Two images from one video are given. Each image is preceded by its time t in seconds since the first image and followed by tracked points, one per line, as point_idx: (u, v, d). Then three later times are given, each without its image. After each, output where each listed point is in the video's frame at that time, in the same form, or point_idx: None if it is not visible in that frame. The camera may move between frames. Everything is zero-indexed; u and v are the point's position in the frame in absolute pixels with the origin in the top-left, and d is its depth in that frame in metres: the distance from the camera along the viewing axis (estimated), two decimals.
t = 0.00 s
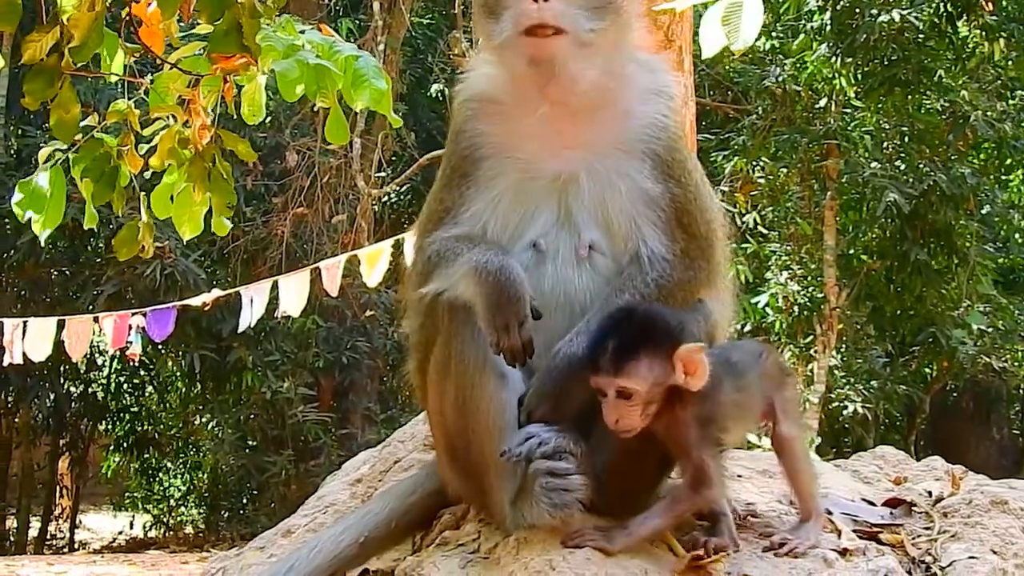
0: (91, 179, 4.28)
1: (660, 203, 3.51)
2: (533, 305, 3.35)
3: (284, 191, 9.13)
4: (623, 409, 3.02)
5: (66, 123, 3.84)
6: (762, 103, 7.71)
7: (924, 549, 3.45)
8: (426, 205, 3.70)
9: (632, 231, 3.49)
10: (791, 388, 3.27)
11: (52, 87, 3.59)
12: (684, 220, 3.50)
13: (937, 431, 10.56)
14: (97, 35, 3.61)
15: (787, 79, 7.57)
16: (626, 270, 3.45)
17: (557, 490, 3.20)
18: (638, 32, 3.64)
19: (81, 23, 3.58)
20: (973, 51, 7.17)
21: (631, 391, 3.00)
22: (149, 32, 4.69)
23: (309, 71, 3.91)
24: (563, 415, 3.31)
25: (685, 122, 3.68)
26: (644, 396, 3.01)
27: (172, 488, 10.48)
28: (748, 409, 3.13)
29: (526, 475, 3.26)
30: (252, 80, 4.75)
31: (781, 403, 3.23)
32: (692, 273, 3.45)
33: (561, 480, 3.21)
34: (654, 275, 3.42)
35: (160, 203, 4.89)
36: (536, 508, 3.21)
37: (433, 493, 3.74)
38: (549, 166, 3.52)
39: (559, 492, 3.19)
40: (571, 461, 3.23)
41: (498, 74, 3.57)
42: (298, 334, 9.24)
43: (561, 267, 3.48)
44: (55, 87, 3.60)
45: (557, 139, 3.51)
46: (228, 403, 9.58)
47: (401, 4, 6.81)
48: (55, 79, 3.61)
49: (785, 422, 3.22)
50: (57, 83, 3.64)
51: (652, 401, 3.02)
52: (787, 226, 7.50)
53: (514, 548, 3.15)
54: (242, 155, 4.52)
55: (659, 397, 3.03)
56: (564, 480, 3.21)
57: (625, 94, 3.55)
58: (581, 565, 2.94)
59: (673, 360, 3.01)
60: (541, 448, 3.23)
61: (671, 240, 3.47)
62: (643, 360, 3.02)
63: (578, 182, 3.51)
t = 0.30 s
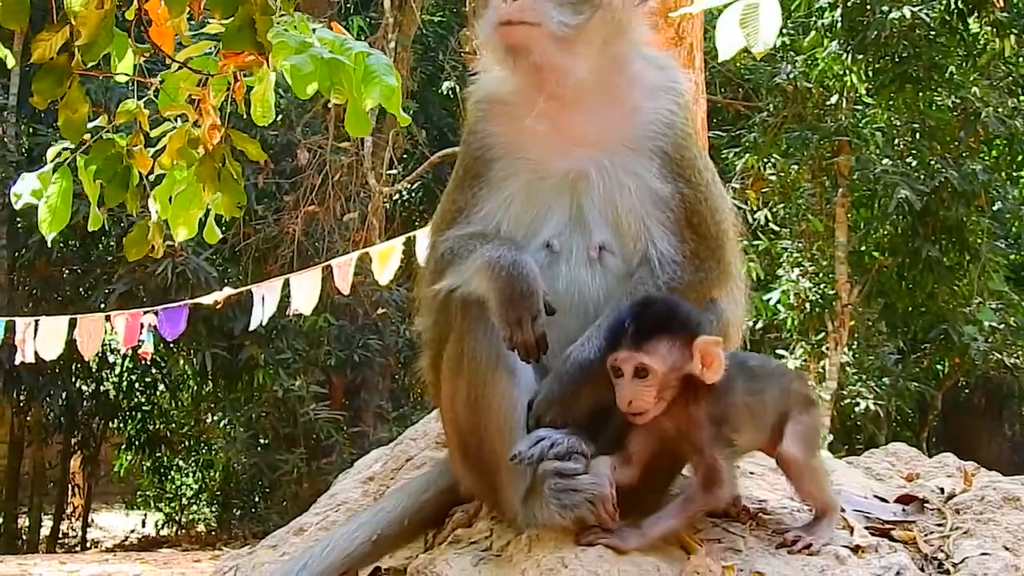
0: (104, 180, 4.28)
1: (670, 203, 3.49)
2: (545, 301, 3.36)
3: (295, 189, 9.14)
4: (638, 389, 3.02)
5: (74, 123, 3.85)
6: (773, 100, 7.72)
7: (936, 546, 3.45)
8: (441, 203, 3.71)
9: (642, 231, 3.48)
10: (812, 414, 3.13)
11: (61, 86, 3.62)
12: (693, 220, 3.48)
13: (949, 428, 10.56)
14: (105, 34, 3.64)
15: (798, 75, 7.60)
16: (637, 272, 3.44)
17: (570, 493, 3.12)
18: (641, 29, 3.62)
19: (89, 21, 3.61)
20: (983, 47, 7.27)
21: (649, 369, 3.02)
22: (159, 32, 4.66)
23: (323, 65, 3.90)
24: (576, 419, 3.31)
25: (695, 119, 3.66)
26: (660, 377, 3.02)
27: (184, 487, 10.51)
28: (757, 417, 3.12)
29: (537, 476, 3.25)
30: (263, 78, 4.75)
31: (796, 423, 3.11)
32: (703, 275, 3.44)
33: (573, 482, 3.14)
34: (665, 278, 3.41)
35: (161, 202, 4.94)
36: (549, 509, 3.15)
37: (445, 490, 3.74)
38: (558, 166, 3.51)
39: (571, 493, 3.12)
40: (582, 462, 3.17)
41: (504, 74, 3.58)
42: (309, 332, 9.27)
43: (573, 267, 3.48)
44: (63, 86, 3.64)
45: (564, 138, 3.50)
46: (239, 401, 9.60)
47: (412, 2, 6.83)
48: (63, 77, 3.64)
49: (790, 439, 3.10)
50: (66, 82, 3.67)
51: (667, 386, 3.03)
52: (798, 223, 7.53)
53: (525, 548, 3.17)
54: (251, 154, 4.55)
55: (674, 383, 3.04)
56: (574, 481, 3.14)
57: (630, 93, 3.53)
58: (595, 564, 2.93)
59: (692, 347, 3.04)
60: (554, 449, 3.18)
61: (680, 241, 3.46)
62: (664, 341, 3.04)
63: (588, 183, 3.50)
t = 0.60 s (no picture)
0: (111, 179, 4.25)
1: (681, 204, 3.46)
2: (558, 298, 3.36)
3: (304, 188, 9.11)
4: (641, 388, 2.98)
5: (83, 123, 3.87)
6: (781, 98, 7.67)
7: (948, 543, 3.44)
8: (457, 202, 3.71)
9: (654, 232, 3.46)
10: (811, 419, 3.09)
11: (69, 86, 3.61)
12: (705, 222, 3.46)
13: (958, 427, 10.55)
14: (114, 34, 3.63)
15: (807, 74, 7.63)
16: (649, 275, 3.42)
17: (583, 492, 3.12)
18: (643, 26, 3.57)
19: (97, 20, 3.60)
20: (993, 45, 7.32)
21: (653, 367, 2.98)
22: (166, 32, 4.67)
23: (325, 72, 3.90)
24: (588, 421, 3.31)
25: (707, 117, 3.62)
26: (663, 377, 2.99)
27: (193, 486, 10.55)
28: (754, 424, 3.08)
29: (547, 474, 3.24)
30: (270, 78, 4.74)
31: (796, 432, 3.08)
32: (715, 277, 3.43)
33: (587, 481, 3.13)
34: (678, 280, 3.38)
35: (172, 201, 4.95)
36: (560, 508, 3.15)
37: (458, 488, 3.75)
38: (569, 168, 3.50)
39: (583, 492, 3.12)
40: (594, 462, 3.17)
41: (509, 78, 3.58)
42: (318, 331, 9.28)
43: (586, 268, 3.48)
44: (71, 86, 3.62)
45: (573, 142, 3.50)
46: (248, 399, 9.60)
47: None
48: (72, 78, 3.63)
49: (795, 449, 3.08)
50: (74, 82, 3.66)
51: (669, 386, 3.00)
52: (806, 221, 7.51)
53: (537, 545, 3.18)
54: (260, 155, 4.52)
55: (676, 383, 3.01)
56: (586, 480, 3.14)
57: (637, 93, 3.50)
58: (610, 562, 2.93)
59: (697, 350, 3.01)
60: (567, 449, 3.18)
61: (692, 243, 3.44)
62: (668, 341, 3.01)
63: (599, 183, 3.48)
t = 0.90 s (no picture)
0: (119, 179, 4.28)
1: (689, 204, 3.39)
2: (567, 298, 3.33)
3: (313, 187, 9.13)
4: (656, 395, 2.88)
5: (90, 122, 3.86)
6: (790, 97, 7.66)
7: (958, 543, 3.44)
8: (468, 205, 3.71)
9: (662, 233, 3.40)
10: (817, 414, 3.10)
11: (77, 84, 3.62)
12: (714, 221, 3.38)
13: (968, 426, 10.55)
14: (122, 33, 3.63)
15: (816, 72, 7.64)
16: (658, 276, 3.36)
17: (593, 493, 3.11)
18: (646, 28, 3.54)
19: (107, 20, 3.60)
20: (1001, 43, 7.36)
21: (667, 373, 2.88)
22: (174, 31, 4.63)
23: (330, 70, 3.93)
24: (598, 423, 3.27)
25: (716, 116, 3.54)
26: (676, 380, 2.90)
27: (202, 485, 10.56)
28: (761, 422, 3.03)
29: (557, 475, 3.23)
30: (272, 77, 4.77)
31: (805, 426, 3.08)
32: (726, 277, 3.36)
33: (596, 482, 3.12)
34: (688, 281, 3.32)
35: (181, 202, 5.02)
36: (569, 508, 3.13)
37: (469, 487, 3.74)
38: (577, 170, 3.48)
39: (594, 493, 3.11)
40: (604, 462, 3.15)
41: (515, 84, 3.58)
42: (327, 330, 9.29)
43: (596, 268, 3.44)
44: (79, 85, 3.64)
45: (580, 144, 3.48)
46: (255, 399, 9.70)
47: None
48: (80, 76, 3.65)
49: (804, 445, 3.08)
50: (82, 81, 3.67)
51: (680, 389, 2.92)
52: (814, 222, 7.62)
53: (548, 544, 3.17)
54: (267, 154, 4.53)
55: (686, 386, 2.94)
56: (595, 480, 3.13)
57: (640, 94, 3.46)
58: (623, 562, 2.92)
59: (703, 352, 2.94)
60: (577, 450, 3.16)
61: (701, 243, 3.37)
62: (677, 344, 2.92)
63: (608, 185, 3.45)
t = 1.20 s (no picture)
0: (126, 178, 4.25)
1: (703, 211, 3.37)
2: (586, 299, 3.33)
3: (320, 187, 9.16)
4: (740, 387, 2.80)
5: (102, 123, 3.86)
6: (797, 96, 7.74)
7: (970, 543, 3.44)
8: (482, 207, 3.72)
9: (677, 238, 3.39)
10: (827, 415, 3.14)
11: (86, 87, 3.63)
12: (728, 227, 3.37)
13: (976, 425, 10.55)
14: (131, 35, 3.62)
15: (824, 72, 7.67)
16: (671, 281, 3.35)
17: (605, 495, 3.08)
18: (661, 39, 3.51)
19: (114, 22, 3.59)
20: (1009, 43, 7.35)
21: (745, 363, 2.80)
22: (183, 32, 4.61)
23: (343, 71, 3.94)
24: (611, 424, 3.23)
25: (731, 120, 3.52)
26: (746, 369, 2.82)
27: (209, 485, 10.55)
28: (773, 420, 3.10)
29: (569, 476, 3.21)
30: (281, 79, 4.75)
31: (814, 428, 3.13)
32: (739, 280, 3.36)
33: (608, 484, 3.09)
34: (701, 285, 3.31)
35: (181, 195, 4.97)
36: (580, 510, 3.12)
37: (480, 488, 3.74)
38: (594, 180, 3.48)
39: (605, 495, 3.08)
40: (617, 464, 3.12)
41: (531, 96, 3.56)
42: (334, 331, 9.30)
43: (610, 272, 3.44)
44: (88, 87, 3.65)
45: (596, 157, 3.46)
46: (263, 399, 9.66)
47: None
48: (89, 78, 3.65)
49: (813, 445, 3.12)
50: (92, 83, 3.68)
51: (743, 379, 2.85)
52: (822, 220, 7.62)
53: (559, 544, 3.16)
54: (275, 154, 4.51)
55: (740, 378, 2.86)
56: (607, 481, 3.10)
57: (659, 106, 3.42)
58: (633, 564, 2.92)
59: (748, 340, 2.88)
60: (590, 451, 3.13)
61: (714, 248, 3.36)
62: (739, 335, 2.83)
63: (624, 192, 3.45)
